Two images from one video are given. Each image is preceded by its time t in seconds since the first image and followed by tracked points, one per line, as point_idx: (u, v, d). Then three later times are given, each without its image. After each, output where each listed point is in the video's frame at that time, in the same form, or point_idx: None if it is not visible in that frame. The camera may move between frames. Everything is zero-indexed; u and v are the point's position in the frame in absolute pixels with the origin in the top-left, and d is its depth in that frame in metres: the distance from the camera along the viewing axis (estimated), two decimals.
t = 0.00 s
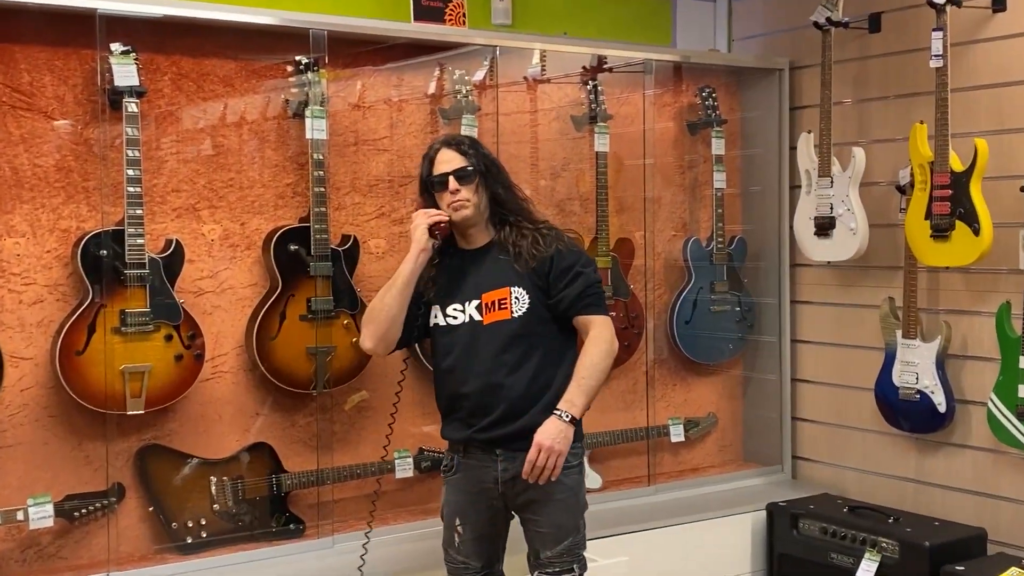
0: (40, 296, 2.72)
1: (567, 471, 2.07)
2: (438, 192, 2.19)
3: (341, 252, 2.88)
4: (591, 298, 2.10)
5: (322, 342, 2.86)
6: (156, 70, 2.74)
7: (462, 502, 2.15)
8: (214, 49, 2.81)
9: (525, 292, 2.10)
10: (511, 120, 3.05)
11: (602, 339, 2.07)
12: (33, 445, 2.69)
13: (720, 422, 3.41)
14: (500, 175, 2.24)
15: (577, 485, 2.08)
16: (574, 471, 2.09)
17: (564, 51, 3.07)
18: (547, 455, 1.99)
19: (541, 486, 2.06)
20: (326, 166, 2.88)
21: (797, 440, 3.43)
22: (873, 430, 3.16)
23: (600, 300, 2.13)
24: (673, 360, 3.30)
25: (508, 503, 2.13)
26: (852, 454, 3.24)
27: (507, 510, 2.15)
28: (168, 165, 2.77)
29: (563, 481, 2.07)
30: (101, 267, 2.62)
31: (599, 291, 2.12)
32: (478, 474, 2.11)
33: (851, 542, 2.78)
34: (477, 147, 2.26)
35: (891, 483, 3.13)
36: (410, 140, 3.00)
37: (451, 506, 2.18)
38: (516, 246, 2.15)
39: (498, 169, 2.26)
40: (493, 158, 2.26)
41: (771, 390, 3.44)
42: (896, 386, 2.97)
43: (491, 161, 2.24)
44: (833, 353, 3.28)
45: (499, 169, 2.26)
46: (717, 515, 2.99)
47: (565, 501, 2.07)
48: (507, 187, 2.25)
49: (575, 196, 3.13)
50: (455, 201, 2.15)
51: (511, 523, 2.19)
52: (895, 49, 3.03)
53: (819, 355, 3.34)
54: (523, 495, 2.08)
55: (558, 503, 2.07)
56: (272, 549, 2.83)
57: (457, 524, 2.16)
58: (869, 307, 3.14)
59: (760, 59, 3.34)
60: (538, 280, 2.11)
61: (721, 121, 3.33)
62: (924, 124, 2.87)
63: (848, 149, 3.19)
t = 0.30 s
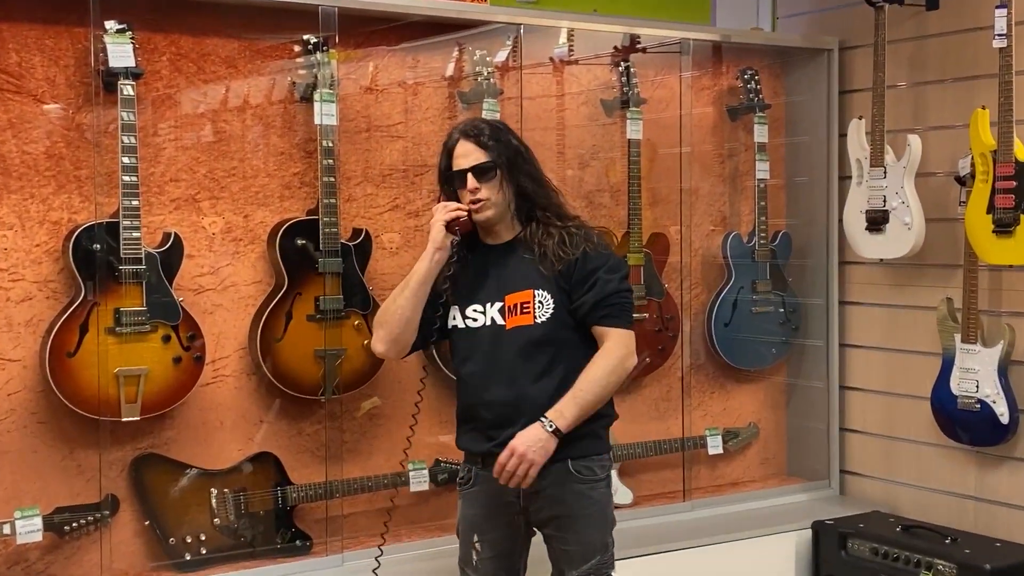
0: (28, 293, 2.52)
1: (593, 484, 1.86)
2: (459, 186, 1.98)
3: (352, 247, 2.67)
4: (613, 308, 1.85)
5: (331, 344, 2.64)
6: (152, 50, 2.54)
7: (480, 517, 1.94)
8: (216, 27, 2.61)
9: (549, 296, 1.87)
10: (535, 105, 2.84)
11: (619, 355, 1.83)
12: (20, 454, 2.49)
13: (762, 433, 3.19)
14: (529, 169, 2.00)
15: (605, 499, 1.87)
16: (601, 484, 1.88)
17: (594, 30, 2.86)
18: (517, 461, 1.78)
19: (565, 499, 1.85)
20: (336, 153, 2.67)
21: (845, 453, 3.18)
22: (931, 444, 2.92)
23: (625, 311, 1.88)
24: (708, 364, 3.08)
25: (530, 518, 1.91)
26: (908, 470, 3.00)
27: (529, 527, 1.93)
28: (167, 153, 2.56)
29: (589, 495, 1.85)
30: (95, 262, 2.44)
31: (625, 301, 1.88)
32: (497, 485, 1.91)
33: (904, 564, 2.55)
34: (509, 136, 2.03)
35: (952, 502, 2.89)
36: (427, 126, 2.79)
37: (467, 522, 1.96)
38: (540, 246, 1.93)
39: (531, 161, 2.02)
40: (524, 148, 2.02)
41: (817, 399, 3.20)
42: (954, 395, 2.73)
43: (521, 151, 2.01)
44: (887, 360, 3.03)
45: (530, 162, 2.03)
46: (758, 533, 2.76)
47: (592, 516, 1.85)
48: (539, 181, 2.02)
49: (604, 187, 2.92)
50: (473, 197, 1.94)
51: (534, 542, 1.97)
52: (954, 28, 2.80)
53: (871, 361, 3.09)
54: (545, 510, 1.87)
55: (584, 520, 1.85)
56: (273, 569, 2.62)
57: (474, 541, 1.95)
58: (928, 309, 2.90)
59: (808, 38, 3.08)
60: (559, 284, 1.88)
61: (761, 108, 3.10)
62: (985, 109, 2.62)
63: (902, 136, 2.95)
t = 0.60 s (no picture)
0: (21, 289, 2.38)
1: (605, 500, 1.72)
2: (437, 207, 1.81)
3: (361, 242, 2.51)
4: (589, 335, 1.65)
5: (341, 345, 2.48)
6: (152, 31, 2.39)
7: (494, 526, 1.84)
8: (219, 7, 2.45)
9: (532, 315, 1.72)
10: (558, 91, 2.70)
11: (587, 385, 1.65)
12: (12, 459, 2.35)
13: (799, 441, 3.02)
14: (510, 181, 1.73)
15: (618, 516, 1.73)
16: (616, 501, 1.74)
17: (621, 10, 2.71)
18: (470, 488, 1.71)
19: (574, 516, 1.72)
20: (346, 141, 2.51)
21: (887, 463, 3.02)
22: (980, 454, 2.76)
23: (609, 334, 1.66)
24: (740, 367, 2.92)
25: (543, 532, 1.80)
26: (954, 480, 2.83)
27: (545, 541, 1.82)
28: (167, 140, 2.41)
29: (600, 513, 1.72)
30: (90, 256, 2.29)
31: (604, 324, 1.66)
32: (509, 497, 1.79)
33: None
34: (498, 137, 1.76)
35: (1001, 515, 2.72)
36: (443, 113, 2.63)
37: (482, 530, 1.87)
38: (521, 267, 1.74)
39: (522, 163, 1.75)
40: (512, 151, 1.75)
41: (858, 405, 3.03)
42: (1005, 403, 2.56)
43: (504, 157, 1.74)
44: (934, 364, 2.87)
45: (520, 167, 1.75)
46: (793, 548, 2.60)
47: (603, 534, 1.72)
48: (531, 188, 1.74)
49: (632, 179, 2.79)
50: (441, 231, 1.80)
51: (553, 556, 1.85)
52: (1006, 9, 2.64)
53: (917, 365, 2.92)
54: (554, 525, 1.75)
55: (594, 539, 1.72)
56: None
57: (488, 551, 1.86)
58: (979, 309, 2.74)
59: (850, 20, 2.92)
60: (540, 307, 1.71)
61: (798, 95, 2.94)
62: None
63: (951, 125, 2.78)
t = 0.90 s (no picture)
0: (38, 285, 2.37)
1: (599, 507, 1.71)
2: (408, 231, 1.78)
3: (379, 238, 2.50)
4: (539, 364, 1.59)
5: (357, 342, 2.48)
6: (169, 27, 2.38)
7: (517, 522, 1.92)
8: (236, 3, 2.44)
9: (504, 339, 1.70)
10: (576, 87, 2.69)
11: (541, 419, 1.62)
12: (28, 455, 2.35)
13: (818, 441, 3.01)
14: (440, 224, 1.65)
15: (612, 524, 1.71)
16: (611, 508, 1.72)
17: (639, 6, 2.70)
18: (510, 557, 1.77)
19: (570, 521, 1.73)
20: (363, 138, 2.50)
21: (906, 463, 3.00)
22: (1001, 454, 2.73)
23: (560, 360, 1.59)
24: (758, 366, 2.90)
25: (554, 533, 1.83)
26: (973, 480, 2.81)
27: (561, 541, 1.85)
28: (184, 136, 2.41)
29: (593, 520, 1.72)
30: (107, 252, 2.28)
31: (554, 353, 1.59)
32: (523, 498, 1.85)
33: None
34: (448, 168, 1.68)
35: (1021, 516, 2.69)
36: (460, 108, 2.61)
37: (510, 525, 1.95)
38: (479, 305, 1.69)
39: (464, 199, 1.66)
40: (454, 187, 1.66)
41: (878, 405, 3.01)
42: None
43: (441, 196, 1.65)
44: (954, 363, 2.84)
45: (458, 206, 1.65)
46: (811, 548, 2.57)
47: (596, 541, 1.72)
48: (466, 228, 1.65)
49: (650, 176, 2.79)
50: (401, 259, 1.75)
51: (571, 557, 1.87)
52: None
53: (937, 365, 2.90)
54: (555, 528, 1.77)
55: (588, 544, 1.72)
56: None
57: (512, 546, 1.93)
58: (1000, 307, 2.72)
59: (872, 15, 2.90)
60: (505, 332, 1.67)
61: (816, 92, 2.92)
62: None
63: (973, 122, 2.75)
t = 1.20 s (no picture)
0: (55, 281, 2.39)
1: (608, 523, 1.70)
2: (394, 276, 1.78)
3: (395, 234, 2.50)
4: (477, 438, 1.59)
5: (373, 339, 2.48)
6: (186, 24, 2.39)
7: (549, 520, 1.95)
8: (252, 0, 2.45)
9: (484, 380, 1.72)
10: (592, 85, 2.69)
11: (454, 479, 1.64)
12: (44, 451, 2.36)
13: (833, 440, 3.00)
14: (414, 279, 1.64)
15: (619, 542, 1.70)
16: (621, 525, 1.70)
17: (655, 4, 2.69)
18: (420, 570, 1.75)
19: (583, 532, 1.74)
20: (379, 135, 2.50)
21: (921, 462, 2.99)
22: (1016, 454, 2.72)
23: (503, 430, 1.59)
24: (773, 365, 2.90)
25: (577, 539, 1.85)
26: (989, 480, 2.80)
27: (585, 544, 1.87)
28: (201, 133, 2.42)
29: (602, 535, 1.71)
30: (124, 248, 2.29)
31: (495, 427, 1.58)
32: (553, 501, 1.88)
33: None
34: (421, 224, 1.67)
35: None
36: (476, 106, 2.62)
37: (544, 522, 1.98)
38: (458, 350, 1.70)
39: (437, 255, 1.65)
40: (428, 243, 1.65)
41: (895, 404, 3.00)
42: None
43: (415, 251, 1.64)
44: (970, 362, 2.84)
45: (432, 262, 1.64)
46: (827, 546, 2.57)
47: (602, 557, 1.71)
48: (439, 283, 1.65)
49: (666, 173, 2.78)
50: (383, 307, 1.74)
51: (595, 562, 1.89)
52: None
53: (953, 363, 2.89)
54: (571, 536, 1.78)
55: (595, 558, 1.72)
56: None
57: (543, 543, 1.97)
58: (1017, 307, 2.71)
59: (887, 12, 2.91)
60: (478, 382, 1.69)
61: (832, 90, 2.91)
62: None
63: (990, 120, 2.73)
